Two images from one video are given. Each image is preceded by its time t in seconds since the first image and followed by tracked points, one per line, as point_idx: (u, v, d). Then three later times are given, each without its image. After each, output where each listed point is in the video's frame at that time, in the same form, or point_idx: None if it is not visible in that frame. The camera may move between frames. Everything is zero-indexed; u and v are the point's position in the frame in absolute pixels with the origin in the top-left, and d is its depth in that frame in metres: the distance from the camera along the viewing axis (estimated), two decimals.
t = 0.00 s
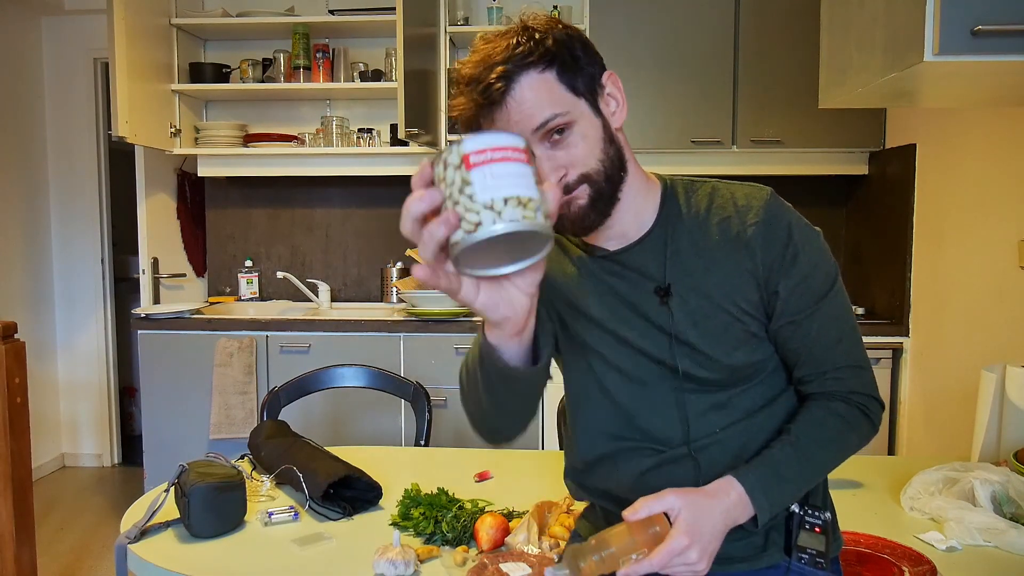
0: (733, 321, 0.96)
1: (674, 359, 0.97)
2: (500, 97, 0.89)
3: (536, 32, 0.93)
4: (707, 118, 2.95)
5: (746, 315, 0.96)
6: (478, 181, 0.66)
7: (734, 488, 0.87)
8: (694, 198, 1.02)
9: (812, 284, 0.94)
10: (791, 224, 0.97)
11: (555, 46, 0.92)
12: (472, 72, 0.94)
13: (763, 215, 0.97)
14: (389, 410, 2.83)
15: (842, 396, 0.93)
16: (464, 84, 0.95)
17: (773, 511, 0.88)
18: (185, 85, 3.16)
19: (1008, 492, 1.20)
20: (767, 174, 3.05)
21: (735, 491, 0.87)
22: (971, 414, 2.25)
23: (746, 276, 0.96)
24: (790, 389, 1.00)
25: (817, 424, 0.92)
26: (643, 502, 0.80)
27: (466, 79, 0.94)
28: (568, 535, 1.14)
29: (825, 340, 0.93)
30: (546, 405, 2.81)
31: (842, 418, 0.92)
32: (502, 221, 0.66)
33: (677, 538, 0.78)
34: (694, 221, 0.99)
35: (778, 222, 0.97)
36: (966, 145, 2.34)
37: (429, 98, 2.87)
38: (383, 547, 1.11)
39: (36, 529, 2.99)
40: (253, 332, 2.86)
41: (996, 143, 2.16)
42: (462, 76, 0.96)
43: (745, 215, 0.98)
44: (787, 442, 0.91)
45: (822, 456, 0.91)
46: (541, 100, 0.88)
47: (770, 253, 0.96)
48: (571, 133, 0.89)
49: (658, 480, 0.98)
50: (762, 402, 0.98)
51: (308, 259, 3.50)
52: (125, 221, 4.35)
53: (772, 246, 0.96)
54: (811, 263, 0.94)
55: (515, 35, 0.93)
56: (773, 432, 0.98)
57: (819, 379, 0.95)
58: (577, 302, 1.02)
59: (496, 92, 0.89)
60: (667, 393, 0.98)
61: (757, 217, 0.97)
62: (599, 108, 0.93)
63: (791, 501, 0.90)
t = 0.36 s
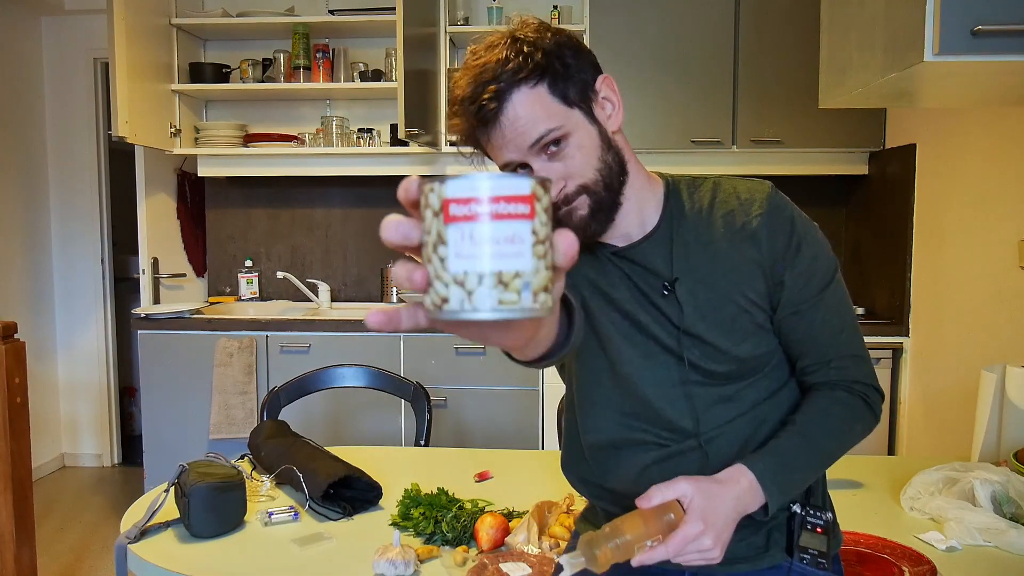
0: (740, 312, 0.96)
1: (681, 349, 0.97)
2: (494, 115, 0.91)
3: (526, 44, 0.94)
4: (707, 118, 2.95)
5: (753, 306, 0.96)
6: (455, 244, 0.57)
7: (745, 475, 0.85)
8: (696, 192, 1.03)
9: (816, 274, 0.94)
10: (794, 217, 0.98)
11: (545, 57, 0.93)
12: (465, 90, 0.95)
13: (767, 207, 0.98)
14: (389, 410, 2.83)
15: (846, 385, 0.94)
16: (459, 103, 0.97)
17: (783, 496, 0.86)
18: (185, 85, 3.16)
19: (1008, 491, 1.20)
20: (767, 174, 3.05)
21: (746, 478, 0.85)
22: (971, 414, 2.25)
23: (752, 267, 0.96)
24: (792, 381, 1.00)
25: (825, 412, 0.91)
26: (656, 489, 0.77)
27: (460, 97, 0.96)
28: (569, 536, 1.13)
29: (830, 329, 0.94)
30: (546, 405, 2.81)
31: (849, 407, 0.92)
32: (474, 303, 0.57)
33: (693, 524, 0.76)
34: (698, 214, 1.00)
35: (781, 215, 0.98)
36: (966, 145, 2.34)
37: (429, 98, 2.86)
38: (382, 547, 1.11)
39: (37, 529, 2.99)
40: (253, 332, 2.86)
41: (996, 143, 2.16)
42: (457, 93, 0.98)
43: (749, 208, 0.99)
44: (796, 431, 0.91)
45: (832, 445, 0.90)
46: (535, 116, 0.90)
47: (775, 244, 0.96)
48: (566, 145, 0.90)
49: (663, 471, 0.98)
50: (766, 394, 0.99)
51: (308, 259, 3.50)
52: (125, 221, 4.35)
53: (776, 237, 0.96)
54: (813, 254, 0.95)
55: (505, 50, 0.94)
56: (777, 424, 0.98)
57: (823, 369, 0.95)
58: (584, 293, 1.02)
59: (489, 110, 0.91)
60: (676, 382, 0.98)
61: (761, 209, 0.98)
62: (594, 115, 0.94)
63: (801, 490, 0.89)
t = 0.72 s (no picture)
0: (745, 316, 0.96)
1: (685, 353, 0.97)
2: (510, 85, 0.91)
3: (549, 22, 0.95)
4: (707, 118, 2.95)
5: (758, 310, 0.96)
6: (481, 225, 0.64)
7: (749, 482, 0.87)
8: (701, 193, 1.03)
9: (822, 279, 0.95)
10: (801, 221, 0.98)
11: (568, 37, 0.94)
12: (484, 58, 0.95)
13: (774, 210, 0.98)
14: (389, 410, 2.83)
15: (849, 391, 0.95)
16: (475, 71, 0.97)
17: (785, 505, 0.89)
18: (185, 85, 3.16)
19: (1008, 491, 1.20)
20: (767, 174, 3.05)
21: (750, 484, 0.86)
22: (971, 415, 2.25)
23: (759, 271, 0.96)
24: (794, 384, 1.01)
25: (829, 417, 0.93)
26: (660, 495, 0.79)
27: (478, 65, 0.96)
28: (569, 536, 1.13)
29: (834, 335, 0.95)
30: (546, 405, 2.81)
31: (852, 412, 0.93)
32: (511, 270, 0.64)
33: (696, 531, 0.77)
34: (704, 217, 0.99)
35: (789, 218, 0.98)
36: (966, 145, 2.34)
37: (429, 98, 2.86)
38: (383, 547, 1.11)
39: (37, 529, 2.99)
40: (253, 332, 2.86)
41: (996, 143, 2.16)
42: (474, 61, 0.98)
43: (757, 211, 0.98)
44: (799, 436, 0.92)
45: (833, 449, 0.92)
46: (551, 92, 0.91)
47: (783, 248, 0.96)
48: (579, 126, 0.92)
49: (664, 474, 0.97)
50: (768, 397, 0.99)
51: (308, 259, 3.50)
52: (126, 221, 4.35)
53: (783, 241, 0.97)
54: (821, 259, 0.96)
55: (528, 25, 0.95)
56: (779, 427, 0.98)
57: (826, 374, 0.97)
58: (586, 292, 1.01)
59: (505, 80, 0.91)
60: (679, 387, 0.97)
61: (768, 212, 0.98)
62: (610, 103, 0.95)
63: (802, 495, 0.91)
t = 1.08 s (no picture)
0: (740, 323, 0.96)
1: (681, 360, 0.97)
2: (521, 58, 0.94)
3: (573, 10, 0.98)
4: (707, 118, 2.95)
5: (754, 317, 0.97)
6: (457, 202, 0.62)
7: (739, 491, 0.86)
8: (702, 199, 1.03)
9: (820, 287, 0.95)
10: (801, 227, 0.98)
11: (587, 25, 0.97)
12: (503, 33, 0.98)
13: (772, 217, 0.99)
14: (389, 410, 2.83)
15: (846, 401, 0.94)
16: (493, 45, 0.99)
17: (778, 515, 0.88)
18: (185, 85, 3.16)
19: (1008, 491, 1.20)
20: (767, 174, 3.05)
21: (740, 494, 0.86)
22: (971, 414, 2.25)
23: (755, 278, 0.97)
24: (793, 393, 1.01)
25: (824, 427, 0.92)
26: (648, 505, 0.77)
27: (497, 39, 0.99)
28: (568, 536, 1.13)
29: (831, 344, 0.95)
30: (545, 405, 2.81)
31: (848, 422, 0.93)
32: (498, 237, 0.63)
33: (683, 542, 0.76)
34: (701, 225, 1.00)
35: (788, 226, 0.98)
36: (966, 145, 2.34)
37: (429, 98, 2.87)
38: (382, 547, 1.11)
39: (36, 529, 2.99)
40: (253, 332, 2.86)
41: (996, 143, 2.16)
42: (493, 37, 1.01)
43: (755, 217, 0.99)
44: (792, 446, 0.92)
45: (827, 459, 0.92)
46: (561, 72, 0.93)
47: (779, 254, 0.97)
48: (584, 110, 0.94)
49: (660, 481, 0.97)
50: (766, 405, 0.99)
51: (308, 259, 3.50)
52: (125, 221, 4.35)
53: (781, 249, 0.97)
54: (819, 266, 0.96)
55: (551, 9, 0.98)
56: (776, 435, 0.98)
57: (823, 383, 0.96)
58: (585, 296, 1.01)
59: (517, 54, 0.94)
60: (674, 395, 0.97)
61: (766, 219, 0.99)
62: (620, 97, 0.98)
63: (795, 506, 0.90)
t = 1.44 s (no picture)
0: (737, 323, 0.96)
1: (678, 361, 0.97)
2: (520, 56, 0.94)
3: (571, 11, 0.99)
4: (707, 118, 2.95)
5: (751, 318, 0.97)
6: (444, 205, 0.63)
7: (737, 494, 0.86)
8: (700, 200, 1.03)
9: (818, 288, 0.95)
10: (798, 228, 0.98)
11: (585, 25, 0.97)
12: (502, 31, 0.99)
13: (770, 218, 0.99)
14: (389, 410, 2.83)
15: (844, 402, 0.94)
16: (492, 44, 1.00)
17: (775, 516, 0.88)
18: (185, 85, 3.16)
19: (1008, 491, 1.20)
20: (767, 173, 3.05)
21: (738, 497, 0.86)
22: (971, 414, 2.25)
23: (752, 279, 0.97)
24: (791, 394, 1.01)
25: (821, 428, 0.92)
26: (645, 508, 0.78)
27: (495, 38, 0.99)
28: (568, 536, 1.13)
29: (829, 345, 0.95)
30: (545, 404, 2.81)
31: (845, 423, 0.93)
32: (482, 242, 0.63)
33: (680, 545, 0.76)
34: (699, 226, 1.00)
35: (785, 226, 0.98)
36: (966, 145, 2.34)
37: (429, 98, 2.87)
38: (382, 547, 1.11)
39: (36, 529, 2.99)
40: (253, 332, 2.86)
41: (995, 143, 2.16)
42: (492, 36, 1.01)
43: (752, 217, 0.99)
44: (790, 447, 0.92)
45: (825, 460, 0.92)
46: (559, 70, 0.93)
47: (776, 255, 0.97)
48: (581, 109, 0.94)
49: (658, 481, 0.97)
50: (764, 406, 0.99)
51: (308, 259, 3.50)
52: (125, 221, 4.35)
53: (778, 250, 0.97)
54: (816, 267, 0.96)
55: (550, 9, 0.98)
56: (774, 437, 0.98)
57: (821, 384, 0.96)
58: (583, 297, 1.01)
59: (516, 52, 0.94)
60: (671, 396, 0.97)
61: (764, 220, 0.99)
62: (617, 97, 0.98)
63: (793, 507, 0.90)
